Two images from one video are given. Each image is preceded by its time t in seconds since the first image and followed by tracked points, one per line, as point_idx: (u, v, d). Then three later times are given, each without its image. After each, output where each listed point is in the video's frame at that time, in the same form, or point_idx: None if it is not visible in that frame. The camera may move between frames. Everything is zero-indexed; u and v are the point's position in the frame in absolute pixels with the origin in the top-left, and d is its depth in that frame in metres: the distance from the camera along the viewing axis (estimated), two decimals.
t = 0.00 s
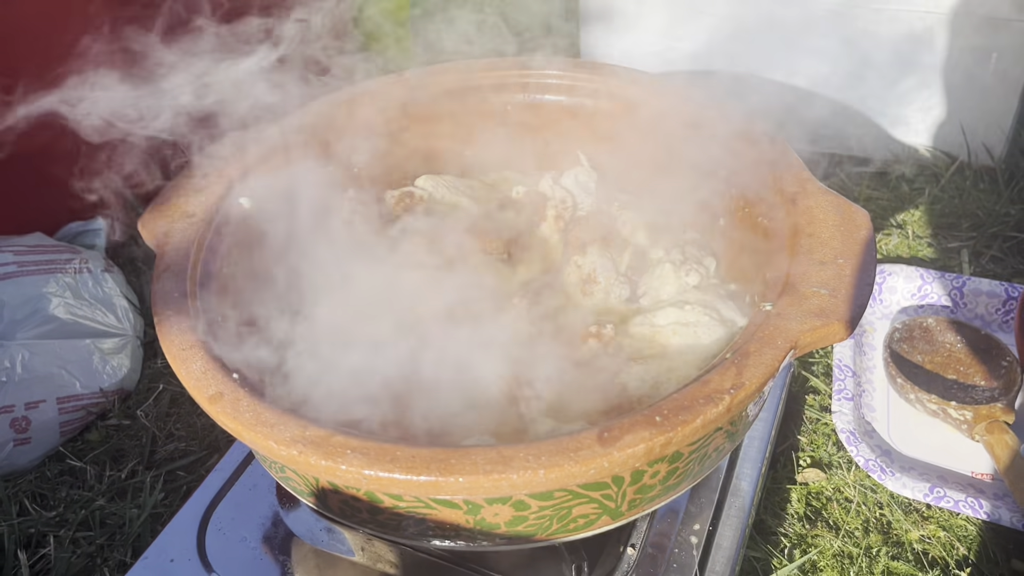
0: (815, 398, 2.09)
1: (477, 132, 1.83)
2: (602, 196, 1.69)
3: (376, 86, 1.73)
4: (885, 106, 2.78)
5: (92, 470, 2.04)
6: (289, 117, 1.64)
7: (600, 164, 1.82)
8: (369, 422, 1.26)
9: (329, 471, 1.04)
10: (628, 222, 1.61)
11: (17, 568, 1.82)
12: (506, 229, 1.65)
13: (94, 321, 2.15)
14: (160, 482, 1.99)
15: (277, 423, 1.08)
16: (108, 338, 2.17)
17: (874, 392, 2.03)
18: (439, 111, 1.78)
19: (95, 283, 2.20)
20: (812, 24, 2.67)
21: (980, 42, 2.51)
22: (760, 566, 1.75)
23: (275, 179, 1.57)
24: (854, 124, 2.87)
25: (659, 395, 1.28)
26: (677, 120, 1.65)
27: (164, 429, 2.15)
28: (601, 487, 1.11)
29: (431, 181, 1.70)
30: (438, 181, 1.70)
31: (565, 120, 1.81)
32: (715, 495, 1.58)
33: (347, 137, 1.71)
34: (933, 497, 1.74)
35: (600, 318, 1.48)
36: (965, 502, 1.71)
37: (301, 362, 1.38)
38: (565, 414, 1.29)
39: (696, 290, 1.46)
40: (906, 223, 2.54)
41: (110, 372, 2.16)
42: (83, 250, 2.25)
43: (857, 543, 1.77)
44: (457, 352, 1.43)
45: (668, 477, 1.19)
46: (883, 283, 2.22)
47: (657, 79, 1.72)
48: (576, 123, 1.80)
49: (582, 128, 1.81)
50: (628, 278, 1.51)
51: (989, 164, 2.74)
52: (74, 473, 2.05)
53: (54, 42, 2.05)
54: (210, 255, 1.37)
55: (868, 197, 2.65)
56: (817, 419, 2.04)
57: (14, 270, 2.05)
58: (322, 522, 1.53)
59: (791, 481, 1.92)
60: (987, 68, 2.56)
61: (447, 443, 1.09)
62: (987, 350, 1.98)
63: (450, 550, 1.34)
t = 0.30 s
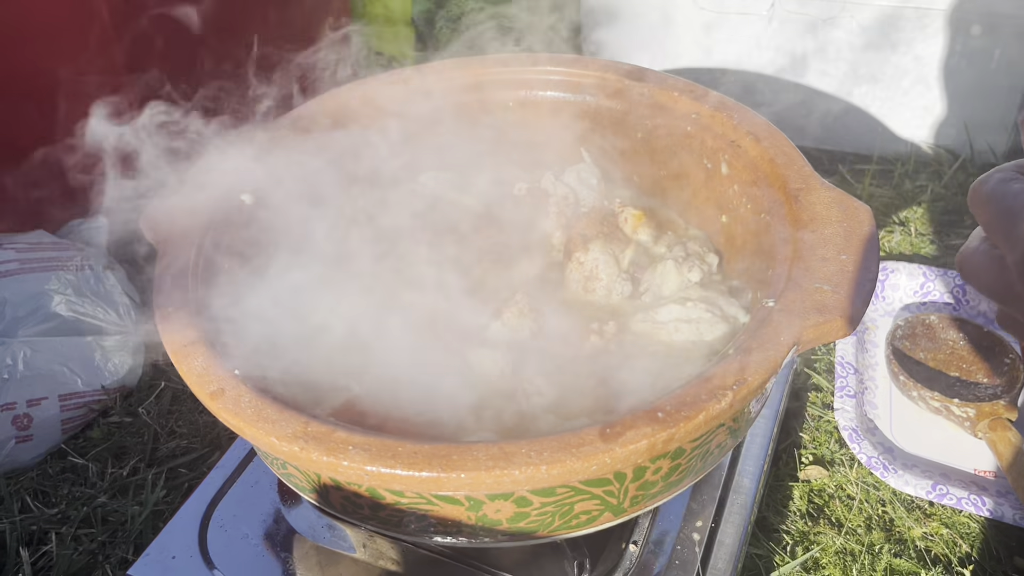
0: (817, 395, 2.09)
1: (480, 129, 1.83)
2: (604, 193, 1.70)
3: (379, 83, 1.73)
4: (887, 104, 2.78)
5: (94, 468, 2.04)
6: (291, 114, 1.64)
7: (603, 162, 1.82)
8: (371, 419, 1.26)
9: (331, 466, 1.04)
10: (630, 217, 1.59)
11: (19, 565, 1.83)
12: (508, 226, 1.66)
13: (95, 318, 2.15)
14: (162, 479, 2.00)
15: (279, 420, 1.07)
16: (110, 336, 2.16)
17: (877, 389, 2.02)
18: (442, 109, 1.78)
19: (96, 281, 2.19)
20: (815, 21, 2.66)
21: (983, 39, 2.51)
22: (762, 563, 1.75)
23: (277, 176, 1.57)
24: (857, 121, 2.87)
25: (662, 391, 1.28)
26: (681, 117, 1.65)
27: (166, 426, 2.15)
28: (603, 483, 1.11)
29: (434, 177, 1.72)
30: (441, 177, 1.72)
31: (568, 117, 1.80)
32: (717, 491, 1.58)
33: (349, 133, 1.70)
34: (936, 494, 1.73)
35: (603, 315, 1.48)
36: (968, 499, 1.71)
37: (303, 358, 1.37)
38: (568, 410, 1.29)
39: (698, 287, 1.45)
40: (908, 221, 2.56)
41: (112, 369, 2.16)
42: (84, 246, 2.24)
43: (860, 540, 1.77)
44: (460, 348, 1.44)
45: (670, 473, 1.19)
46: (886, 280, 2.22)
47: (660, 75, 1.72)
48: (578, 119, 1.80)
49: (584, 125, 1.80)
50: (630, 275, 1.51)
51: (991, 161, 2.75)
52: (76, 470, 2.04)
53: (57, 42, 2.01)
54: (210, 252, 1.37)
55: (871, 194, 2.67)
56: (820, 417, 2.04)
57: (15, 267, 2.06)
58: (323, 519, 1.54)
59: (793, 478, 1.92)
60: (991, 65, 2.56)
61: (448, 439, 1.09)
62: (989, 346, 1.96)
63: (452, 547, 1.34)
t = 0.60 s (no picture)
0: (819, 396, 2.10)
1: (482, 130, 1.84)
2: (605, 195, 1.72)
3: (382, 85, 1.74)
4: (889, 105, 2.78)
5: (97, 468, 2.06)
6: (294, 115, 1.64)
7: (605, 162, 1.83)
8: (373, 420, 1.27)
9: (333, 467, 1.05)
10: (631, 220, 1.62)
11: (22, 565, 1.87)
12: (511, 228, 1.66)
13: (100, 319, 2.12)
14: (164, 482, 2.04)
15: (282, 421, 1.08)
16: (113, 337, 2.13)
17: (879, 390, 2.03)
18: (444, 110, 1.79)
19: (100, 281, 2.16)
20: (816, 22, 2.66)
21: (984, 40, 2.51)
22: (763, 563, 1.76)
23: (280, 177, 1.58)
24: (858, 123, 2.87)
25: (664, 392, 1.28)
26: (681, 118, 1.66)
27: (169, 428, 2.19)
28: (605, 484, 1.11)
29: (435, 179, 1.73)
30: (442, 179, 1.73)
31: (570, 118, 1.81)
32: (719, 492, 1.58)
33: (350, 135, 1.71)
34: (936, 495, 1.74)
35: (605, 316, 1.48)
36: (968, 500, 1.72)
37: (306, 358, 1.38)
38: (568, 412, 1.29)
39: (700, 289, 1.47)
40: (909, 221, 2.56)
41: (114, 370, 2.15)
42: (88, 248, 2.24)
43: (861, 541, 1.77)
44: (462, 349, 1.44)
45: (671, 474, 1.19)
46: (887, 281, 2.22)
47: (662, 77, 1.73)
48: (580, 121, 1.80)
49: (586, 126, 1.81)
50: (631, 276, 1.52)
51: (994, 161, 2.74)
52: (79, 470, 2.06)
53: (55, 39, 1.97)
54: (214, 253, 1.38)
55: (871, 195, 2.67)
56: (821, 417, 2.04)
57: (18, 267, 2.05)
58: (325, 518, 1.53)
59: (794, 478, 1.92)
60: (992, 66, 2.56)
61: (450, 440, 1.09)
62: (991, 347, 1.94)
63: (454, 547, 1.34)
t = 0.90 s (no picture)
0: (819, 398, 2.10)
1: (484, 134, 1.85)
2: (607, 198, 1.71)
3: (384, 88, 1.74)
4: (890, 107, 2.78)
5: (100, 470, 2.06)
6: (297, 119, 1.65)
7: (607, 165, 1.83)
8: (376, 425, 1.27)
9: (336, 471, 1.05)
10: (632, 222, 1.61)
11: (27, 567, 1.88)
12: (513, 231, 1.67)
13: (103, 322, 2.15)
14: (168, 484, 2.02)
15: (285, 425, 1.08)
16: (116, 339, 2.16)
17: (880, 393, 2.03)
18: (446, 114, 1.80)
19: (103, 283, 2.17)
20: (817, 24, 2.66)
21: (986, 43, 2.51)
22: (765, 565, 1.76)
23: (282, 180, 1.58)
24: (859, 125, 2.88)
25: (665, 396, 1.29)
26: (682, 121, 1.66)
27: (172, 429, 2.17)
28: (606, 488, 1.12)
29: (438, 182, 1.74)
30: (444, 182, 1.74)
31: (571, 121, 1.81)
32: (720, 494, 1.59)
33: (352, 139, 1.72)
34: (938, 497, 1.74)
35: (606, 319, 1.49)
36: (970, 502, 1.72)
37: (309, 362, 1.38)
38: (570, 415, 1.30)
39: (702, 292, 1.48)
40: (911, 223, 2.56)
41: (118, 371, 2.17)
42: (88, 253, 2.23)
43: (862, 543, 1.77)
44: (465, 352, 1.44)
45: (672, 478, 1.19)
46: (888, 283, 2.22)
47: (663, 80, 1.73)
48: (581, 125, 1.81)
49: (587, 130, 1.81)
50: (632, 279, 1.53)
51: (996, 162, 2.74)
52: (82, 472, 2.06)
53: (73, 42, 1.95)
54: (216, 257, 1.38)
55: (873, 197, 2.67)
56: (822, 419, 2.05)
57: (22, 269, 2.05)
58: (330, 522, 1.52)
59: (795, 480, 1.92)
60: (993, 69, 2.55)
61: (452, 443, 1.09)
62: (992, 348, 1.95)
63: (456, 550, 1.35)
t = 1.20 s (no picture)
0: (821, 402, 2.10)
1: (484, 138, 1.85)
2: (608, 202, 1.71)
3: (383, 92, 1.74)
4: (890, 110, 2.78)
5: (100, 473, 2.06)
6: (296, 123, 1.65)
7: (608, 168, 1.83)
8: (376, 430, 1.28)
9: (335, 476, 1.05)
10: (632, 226, 1.61)
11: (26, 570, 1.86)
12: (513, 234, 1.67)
13: (101, 323, 2.15)
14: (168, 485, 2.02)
15: (284, 429, 1.08)
16: (116, 342, 2.16)
17: (881, 396, 2.03)
18: (447, 117, 1.80)
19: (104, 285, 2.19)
20: (818, 27, 2.66)
21: (986, 45, 2.50)
22: (765, 569, 1.76)
23: (283, 183, 1.58)
24: (859, 129, 2.89)
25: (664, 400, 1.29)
26: (682, 125, 1.66)
27: (172, 431, 2.17)
28: (605, 493, 1.12)
29: (438, 186, 1.74)
30: (445, 186, 1.74)
31: (572, 124, 1.81)
32: (720, 498, 1.59)
33: (352, 143, 1.72)
34: (939, 501, 1.74)
35: (606, 323, 1.50)
36: (971, 506, 1.72)
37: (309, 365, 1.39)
38: (570, 420, 1.30)
39: (701, 296, 1.48)
40: (911, 226, 2.58)
41: (118, 375, 2.17)
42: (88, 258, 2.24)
43: (863, 546, 1.77)
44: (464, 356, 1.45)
45: (672, 483, 1.19)
46: (889, 286, 2.22)
47: (663, 84, 1.73)
48: (581, 129, 1.81)
49: (587, 133, 1.81)
50: (633, 283, 1.53)
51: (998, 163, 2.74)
52: (83, 475, 2.06)
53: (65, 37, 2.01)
54: (216, 261, 1.38)
55: (874, 200, 2.68)
56: (823, 423, 2.04)
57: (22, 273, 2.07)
58: (329, 525, 1.55)
59: (796, 484, 1.92)
60: (993, 71, 2.55)
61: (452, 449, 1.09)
62: (992, 352, 1.96)
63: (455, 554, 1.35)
